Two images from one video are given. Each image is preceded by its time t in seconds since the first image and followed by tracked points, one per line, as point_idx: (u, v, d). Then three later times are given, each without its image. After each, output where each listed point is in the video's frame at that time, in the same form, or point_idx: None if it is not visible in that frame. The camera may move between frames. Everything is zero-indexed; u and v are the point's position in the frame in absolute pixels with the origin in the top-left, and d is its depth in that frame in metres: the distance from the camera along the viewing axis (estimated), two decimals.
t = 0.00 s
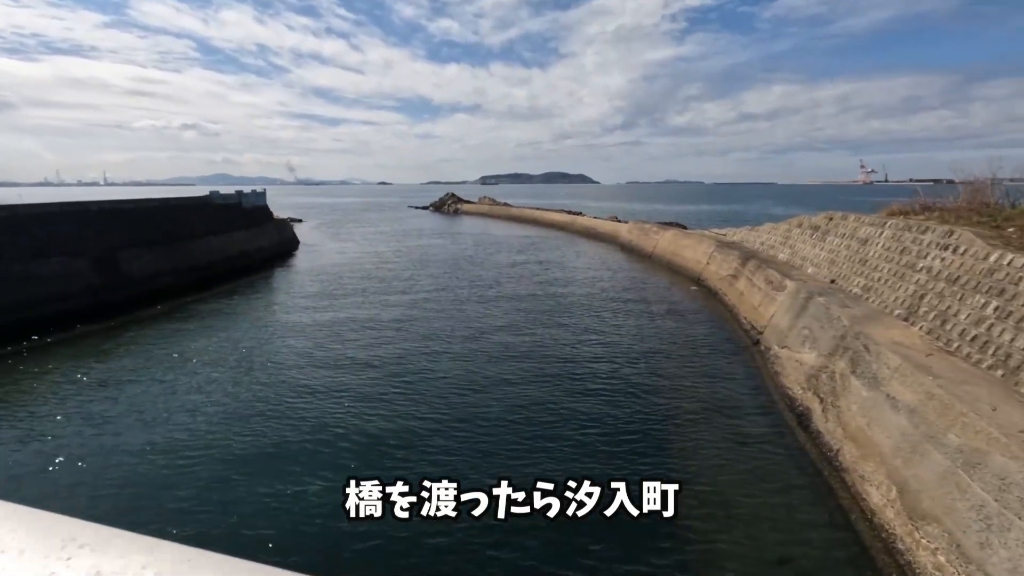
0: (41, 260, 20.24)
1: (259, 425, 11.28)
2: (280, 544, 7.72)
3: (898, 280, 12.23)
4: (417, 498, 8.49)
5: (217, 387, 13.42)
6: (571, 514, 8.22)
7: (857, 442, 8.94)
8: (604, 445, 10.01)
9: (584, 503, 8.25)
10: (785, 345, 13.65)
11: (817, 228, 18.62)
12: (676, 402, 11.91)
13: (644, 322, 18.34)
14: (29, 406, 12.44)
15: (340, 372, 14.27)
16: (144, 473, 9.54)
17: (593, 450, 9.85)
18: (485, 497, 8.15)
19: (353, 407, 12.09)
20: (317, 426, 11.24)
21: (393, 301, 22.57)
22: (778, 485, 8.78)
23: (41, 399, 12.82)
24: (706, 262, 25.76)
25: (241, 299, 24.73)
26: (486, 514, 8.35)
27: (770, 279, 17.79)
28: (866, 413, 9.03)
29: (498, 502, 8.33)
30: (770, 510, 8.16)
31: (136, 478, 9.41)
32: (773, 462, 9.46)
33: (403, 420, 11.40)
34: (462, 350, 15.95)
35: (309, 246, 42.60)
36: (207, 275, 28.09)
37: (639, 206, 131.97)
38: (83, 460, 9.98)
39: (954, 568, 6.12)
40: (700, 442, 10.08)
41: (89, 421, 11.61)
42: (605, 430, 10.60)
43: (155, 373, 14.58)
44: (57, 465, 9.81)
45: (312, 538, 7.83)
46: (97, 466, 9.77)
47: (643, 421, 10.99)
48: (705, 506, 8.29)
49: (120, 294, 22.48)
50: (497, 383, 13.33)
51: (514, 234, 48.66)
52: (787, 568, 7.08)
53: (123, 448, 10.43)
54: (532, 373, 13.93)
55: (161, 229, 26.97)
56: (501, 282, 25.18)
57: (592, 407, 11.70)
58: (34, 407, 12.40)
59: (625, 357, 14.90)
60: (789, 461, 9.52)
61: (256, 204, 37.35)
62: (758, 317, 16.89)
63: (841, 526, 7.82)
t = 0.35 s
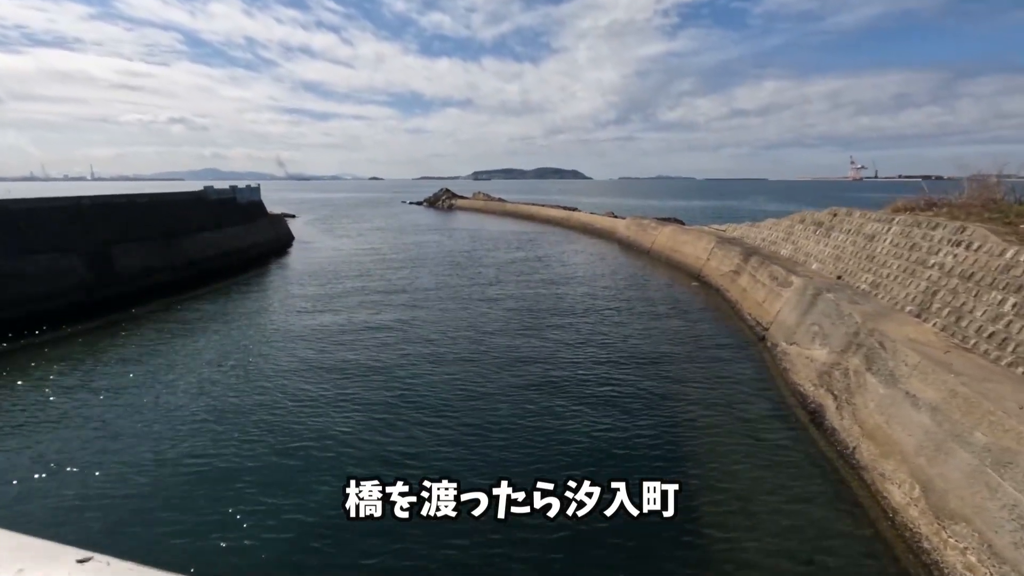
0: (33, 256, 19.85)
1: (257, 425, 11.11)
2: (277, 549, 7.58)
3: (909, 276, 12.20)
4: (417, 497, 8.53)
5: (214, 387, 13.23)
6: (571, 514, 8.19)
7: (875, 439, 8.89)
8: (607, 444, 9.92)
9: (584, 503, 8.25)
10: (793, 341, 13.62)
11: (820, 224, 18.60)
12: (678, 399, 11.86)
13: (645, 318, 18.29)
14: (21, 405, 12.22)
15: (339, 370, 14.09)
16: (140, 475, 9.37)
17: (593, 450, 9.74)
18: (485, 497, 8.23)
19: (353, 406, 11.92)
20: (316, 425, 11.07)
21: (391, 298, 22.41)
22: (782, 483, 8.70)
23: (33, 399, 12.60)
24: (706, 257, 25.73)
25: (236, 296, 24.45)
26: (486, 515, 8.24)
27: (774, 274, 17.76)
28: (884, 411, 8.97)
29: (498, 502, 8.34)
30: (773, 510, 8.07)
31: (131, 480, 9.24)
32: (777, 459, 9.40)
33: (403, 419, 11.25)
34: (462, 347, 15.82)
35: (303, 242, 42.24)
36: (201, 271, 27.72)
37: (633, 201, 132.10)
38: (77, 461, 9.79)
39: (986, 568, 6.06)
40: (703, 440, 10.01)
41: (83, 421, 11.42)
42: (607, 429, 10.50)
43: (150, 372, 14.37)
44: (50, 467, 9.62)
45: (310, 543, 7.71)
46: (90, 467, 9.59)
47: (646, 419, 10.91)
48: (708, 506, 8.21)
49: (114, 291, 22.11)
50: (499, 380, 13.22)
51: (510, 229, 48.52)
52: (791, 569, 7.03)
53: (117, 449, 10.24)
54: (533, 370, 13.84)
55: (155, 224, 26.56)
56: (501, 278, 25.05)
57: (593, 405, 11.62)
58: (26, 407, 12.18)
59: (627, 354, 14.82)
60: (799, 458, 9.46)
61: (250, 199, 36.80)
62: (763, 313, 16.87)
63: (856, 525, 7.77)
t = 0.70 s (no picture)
0: (31, 252, 19.56)
1: (257, 425, 10.98)
2: (274, 551, 7.47)
3: (923, 270, 12.15)
4: (416, 497, 8.37)
5: (214, 385, 13.07)
6: (571, 515, 8.08)
7: (897, 435, 8.85)
8: (610, 443, 9.83)
9: (584, 503, 8.15)
10: (805, 336, 13.59)
11: (828, 218, 18.55)
12: (682, 395, 11.77)
13: (650, 313, 18.22)
14: (17, 404, 12.08)
15: (342, 368, 13.95)
16: (137, 476, 9.26)
17: (593, 449, 9.64)
18: (485, 497, 8.13)
19: (355, 405, 11.79)
20: (318, 425, 10.94)
21: (393, 293, 22.25)
22: (788, 483, 8.64)
23: (30, 397, 12.46)
24: (710, 251, 25.67)
25: (235, 291, 24.25)
26: (487, 516, 8.14)
27: (782, 269, 17.69)
28: (905, 406, 8.93)
29: (498, 503, 8.23)
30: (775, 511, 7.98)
31: (128, 480, 9.14)
32: (781, 458, 9.33)
33: (406, 419, 11.12)
34: (465, 343, 15.71)
35: (302, 236, 41.97)
36: (201, 266, 27.40)
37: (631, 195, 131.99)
38: (73, 462, 9.68)
39: (1021, 566, 6.01)
40: (706, 438, 9.92)
41: (81, 420, 11.30)
42: (610, 427, 10.42)
43: (149, 369, 14.21)
44: (47, 468, 9.52)
45: (307, 545, 7.59)
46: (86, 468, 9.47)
47: (648, 416, 10.82)
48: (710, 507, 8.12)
49: (113, 287, 21.80)
50: (504, 378, 13.12)
51: (510, 223, 48.33)
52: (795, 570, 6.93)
53: (113, 449, 10.12)
54: (537, 367, 13.74)
55: (153, 219, 26.24)
56: (503, 273, 24.92)
57: (596, 402, 11.52)
58: (23, 405, 12.04)
59: (631, 350, 14.73)
60: (812, 456, 9.41)
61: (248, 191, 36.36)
62: (772, 307, 16.83)
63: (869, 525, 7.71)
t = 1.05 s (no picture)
0: (32, 247, 19.25)
1: (256, 423, 10.80)
2: (270, 553, 7.32)
3: (942, 265, 12.05)
4: (416, 497, 8.25)
5: (213, 382, 12.87)
6: (572, 515, 7.90)
7: (924, 432, 8.74)
8: (611, 442, 9.68)
9: (584, 503, 7.99)
10: (821, 332, 13.48)
11: (838, 212, 18.45)
12: (688, 393, 11.66)
13: (656, 308, 18.09)
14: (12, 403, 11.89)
15: (344, 367, 13.77)
16: (129, 475, 9.07)
17: (592, 448, 9.49)
18: (485, 497, 8.02)
19: (358, 404, 11.61)
20: (319, 425, 10.75)
21: (396, 290, 22.05)
22: (792, 482, 8.49)
23: (25, 395, 12.27)
24: (716, 246, 25.55)
25: (235, 287, 24.01)
26: (487, 516, 7.97)
27: (793, 263, 17.57)
28: (932, 403, 8.81)
29: (498, 503, 8.10)
30: (778, 511, 7.83)
31: (121, 480, 8.96)
32: (786, 456, 9.19)
33: (409, 418, 10.96)
34: (469, 341, 15.57)
35: (302, 231, 41.69)
36: (202, 261, 27.09)
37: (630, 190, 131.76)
38: (68, 461, 9.52)
39: None
40: (712, 435, 9.79)
41: (77, 418, 11.11)
42: (613, 426, 10.28)
43: (147, 366, 14.00)
44: (38, 468, 9.35)
45: (303, 546, 7.47)
46: (77, 468, 9.29)
47: (653, 415, 10.68)
48: (714, 506, 7.95)
49: (115, 283, 21.48)
50: (509, 377, 12.98)
51: (512, 218, 48.10)
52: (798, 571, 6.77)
53: (106, 447, 9.95)
54: (542, 365, 13.60)
55: (153, 213, 25.92)
56: (508, 269, 24.77)
57: (601, 402, 11.39)
58: (18, 404, 11.84)
59: (638, 346, 14.59)
60: (823, 455, 9.27)
61: (247, 186, 36.01)
62: (783, 303, 16.73)
63: (879, 525, 7.58)
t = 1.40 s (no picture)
0: (35, 242, 18.98)
1: (255, 421, 10.62)
2: (266, 553, 7.21)
3: (965, 263, 11.92)
4: (416, 497, 8.17)
5: (212, 379, 12.71)
6: (572, 515, 7.73)
7: (955, 432, 8.63)
8: (616, 439, 9.47)
9: (584, 503, 7.83)
10: (839, 330, 13.37)
11: (852, 209, 18.33)
12: (695, 390, 11.48)
13: (664, 305, 17.95)
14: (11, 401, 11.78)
15: (349, 365, 13.58)
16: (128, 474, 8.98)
17: (596, 446, 9.28)
18: (485, 497, 7.95)
19: (361, 402, 11.42)
20: (320, 423, 10.56)
21: (400, 285, 21.89)
22: (798, 481, 8.33)
23: (24, 393, 12.17)
24: (724, 243, 25.40)
25: (237, 284, 23.82)
26: (486, 516, 7.80)
27: (807, 260, 17.44)
28: (962, 402, 8.69)
29: (498, 503, 7.97)
30: (783, 510, 7.64)
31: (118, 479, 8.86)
32: (793, 456, 9.04)
33: (413, 415, 10.77)
34: (475, 337, 15.40)
35: (304, 227, 41.46)
36: (206, 257, 26.79)
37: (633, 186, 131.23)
38: (65, 461, 9.40)
39: None
40: (719, 433, 9.64)
41: (75, 416, 11.00)
42: (619, 422, 10.08)
43: (148, 363, 13.86)
44: (35, 467, 9.25)
45: (298, 546, 7.35)
46: (74, 467, 9.20)
47: (660, 411, 10.48)
48: (718, 506, 7.75)
49: (119, 279, 21.21)
50: (515, 371, 12.79)
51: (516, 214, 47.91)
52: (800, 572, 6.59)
53: (103, 446, 9.84)
54: (548, 360, 13.45)
55: (156, 208, 25.61)
56: (515, 266, 24.61)
57: (608, 396, 11.18)
58: (16, 402, 11.73)
59: (644, 343, 14.42)
60: (838, 457, 9.14)
61: (251, 181, 35.80)
62: (798, 300, 16.61)
63: (890, 526, 7.41)
